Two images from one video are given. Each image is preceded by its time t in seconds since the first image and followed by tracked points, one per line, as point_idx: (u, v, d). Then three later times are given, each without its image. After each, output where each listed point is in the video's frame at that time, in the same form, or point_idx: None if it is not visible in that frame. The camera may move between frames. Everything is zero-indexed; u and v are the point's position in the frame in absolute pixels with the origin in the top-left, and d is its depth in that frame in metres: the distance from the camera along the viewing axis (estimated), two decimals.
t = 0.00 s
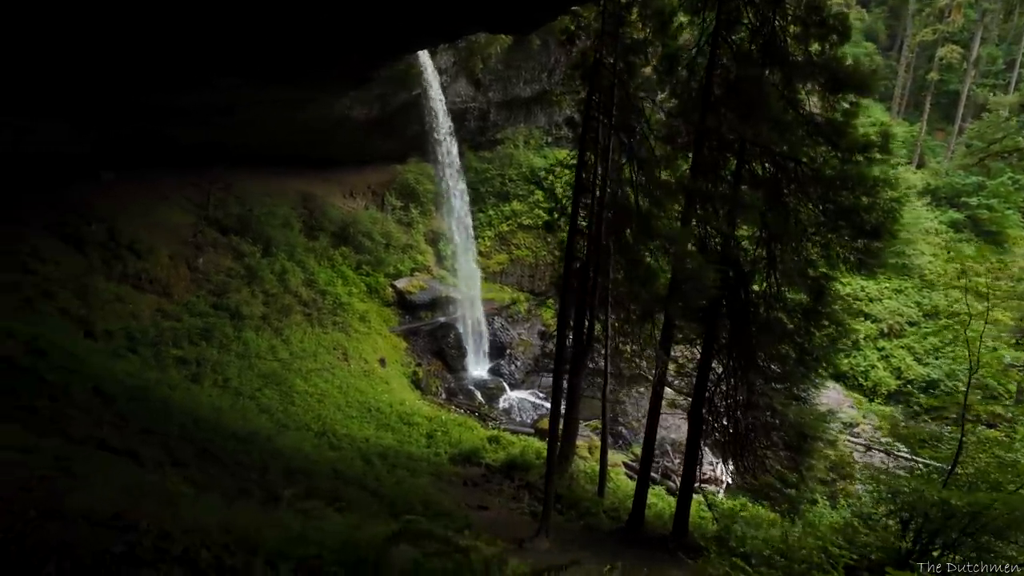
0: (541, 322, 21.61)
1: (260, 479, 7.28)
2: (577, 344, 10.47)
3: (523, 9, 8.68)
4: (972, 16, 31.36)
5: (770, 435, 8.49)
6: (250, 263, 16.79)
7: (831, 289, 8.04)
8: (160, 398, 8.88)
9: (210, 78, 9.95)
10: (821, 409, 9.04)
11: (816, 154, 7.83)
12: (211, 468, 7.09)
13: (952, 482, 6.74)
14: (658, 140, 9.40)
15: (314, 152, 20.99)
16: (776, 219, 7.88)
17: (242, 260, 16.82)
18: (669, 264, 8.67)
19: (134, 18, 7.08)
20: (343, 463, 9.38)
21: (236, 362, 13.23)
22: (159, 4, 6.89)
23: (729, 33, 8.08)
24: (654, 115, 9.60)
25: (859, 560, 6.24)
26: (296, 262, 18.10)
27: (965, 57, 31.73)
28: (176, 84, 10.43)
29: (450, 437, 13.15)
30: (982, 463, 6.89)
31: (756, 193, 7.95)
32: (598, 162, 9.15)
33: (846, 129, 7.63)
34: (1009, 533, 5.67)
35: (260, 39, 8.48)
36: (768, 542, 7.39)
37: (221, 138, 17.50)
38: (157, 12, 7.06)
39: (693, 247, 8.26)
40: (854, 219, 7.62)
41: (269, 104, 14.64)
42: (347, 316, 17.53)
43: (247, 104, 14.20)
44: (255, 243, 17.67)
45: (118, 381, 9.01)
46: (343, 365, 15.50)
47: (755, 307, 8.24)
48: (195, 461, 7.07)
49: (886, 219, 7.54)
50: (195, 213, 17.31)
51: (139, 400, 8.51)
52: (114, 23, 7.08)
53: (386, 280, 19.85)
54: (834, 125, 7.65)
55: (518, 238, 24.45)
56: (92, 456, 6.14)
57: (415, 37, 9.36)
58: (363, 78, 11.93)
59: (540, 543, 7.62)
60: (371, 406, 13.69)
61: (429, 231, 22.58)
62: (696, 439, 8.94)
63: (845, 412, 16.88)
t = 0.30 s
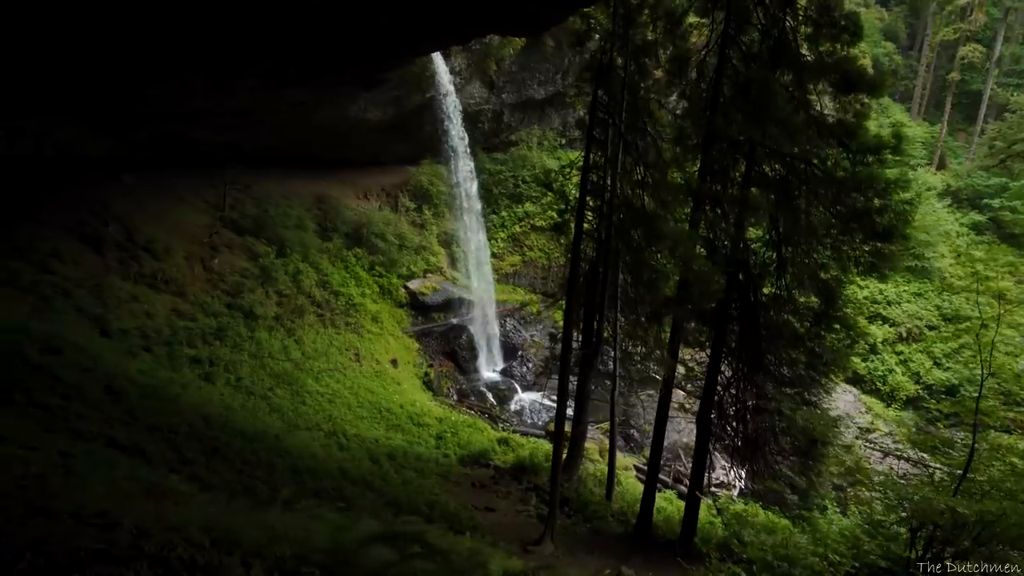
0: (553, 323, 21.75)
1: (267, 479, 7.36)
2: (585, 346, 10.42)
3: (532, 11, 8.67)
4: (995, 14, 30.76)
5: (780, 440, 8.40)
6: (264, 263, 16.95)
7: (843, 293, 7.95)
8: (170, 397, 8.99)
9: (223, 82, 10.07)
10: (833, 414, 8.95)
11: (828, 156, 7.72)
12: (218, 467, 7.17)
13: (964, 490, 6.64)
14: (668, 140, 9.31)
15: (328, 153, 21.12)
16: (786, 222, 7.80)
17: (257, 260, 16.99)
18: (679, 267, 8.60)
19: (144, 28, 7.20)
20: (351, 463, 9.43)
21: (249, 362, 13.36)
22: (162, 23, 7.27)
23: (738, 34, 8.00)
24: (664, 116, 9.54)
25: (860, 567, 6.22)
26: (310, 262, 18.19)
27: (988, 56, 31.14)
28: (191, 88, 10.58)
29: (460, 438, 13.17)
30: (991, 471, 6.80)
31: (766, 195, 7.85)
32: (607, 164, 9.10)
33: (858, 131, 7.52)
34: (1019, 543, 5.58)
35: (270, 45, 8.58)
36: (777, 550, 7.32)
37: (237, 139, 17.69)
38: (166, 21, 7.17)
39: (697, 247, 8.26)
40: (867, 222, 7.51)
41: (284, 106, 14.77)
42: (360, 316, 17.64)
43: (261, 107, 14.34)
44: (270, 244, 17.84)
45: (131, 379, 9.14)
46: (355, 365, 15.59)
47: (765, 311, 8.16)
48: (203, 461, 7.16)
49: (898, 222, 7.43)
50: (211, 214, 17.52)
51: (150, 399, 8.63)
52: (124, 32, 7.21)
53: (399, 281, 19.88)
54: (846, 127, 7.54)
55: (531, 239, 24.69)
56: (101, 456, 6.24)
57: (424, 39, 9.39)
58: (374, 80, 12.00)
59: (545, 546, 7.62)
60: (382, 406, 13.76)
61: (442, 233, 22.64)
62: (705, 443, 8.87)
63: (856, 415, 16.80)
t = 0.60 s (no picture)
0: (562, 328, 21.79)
1: (271, 480, 7.43)
2: (591, 352, 10.40)
3: (538, 19, 8.77)
4: (1014, 18, 30.40)
5: (788, 447, 8.33)
6: (275, 267, 17.10)
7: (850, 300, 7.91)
8: (179, 398, 9.11)
9: (234, 87, 10.23)
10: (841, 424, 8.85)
11: (835, 160, 7.67)
12: (223, 468, 7.26)
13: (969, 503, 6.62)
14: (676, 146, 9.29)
15: (340, 159, 21.29)
16: (794, 228, 7.74)
17: (268, 264, 17.15)
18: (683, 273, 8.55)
19: (152, 36, 7.34)
20: (357, 465, 9.48)
21: (258, 364, 13.46)
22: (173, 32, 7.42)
23: (744, 39, 7.94)
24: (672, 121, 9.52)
25: None
26: (321, 266, 18.33)
27: (1007, 60, 30.75)
28: (202, 93, 10.74)
29: (466, 443, 13.17)
30: (1001, 482, 6.73)
31: (773, 200, 7.79)
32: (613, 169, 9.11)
33: (865, 136, 7.45)
34: None
35: (279, 53, 8.72)
36: (782, 557, 7.19)
37: (250, 144, 17.91)
38: (174, 29, 7.30)
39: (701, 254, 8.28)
40: (875, 228, 7.44)
41: (296, 112, 14.91)
42: (370, 320, 17.72)
43: (274, 113, 14.49)
44: (282, 248, 17.98)
45: (141, 380, 9.27)
46: (364, 369, 15.67)
47: (772, 317, 8.10)
48: (208, 461, 7.27)
49: (907, 228, 7.35)
50: (225, 218, 17.72)
51: (158, 399, 8.74)
52: (133, 39, 7.34)
53: (409, 285, 19.96)
54: (852, 132, 7.47)
55: (541, 245, 24.73)
56: (108, 457, 6.36)
57: (431, 46, 9.49)
58: (383, 85, 12.10)
59: (548, 552, 7.60)
60: (390, 410, 13.79)
61: (453, 238, 22.74)
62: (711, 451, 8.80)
63: (866, 422, 16.82)
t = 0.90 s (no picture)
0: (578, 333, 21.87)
1: (281, 480, 7.52)
2: (603, 356, 10.34)
3: (549, 24, 8.79)
4: None
5: (802, 456, 8.18)
6: (293, 269, 17.28)
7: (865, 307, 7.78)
8: (194, 397, 9.27)
9: (251, 93, 10.41)
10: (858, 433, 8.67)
11: (851, 163, 7.53)
12: (234, 467, 7.36)
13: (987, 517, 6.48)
14: (689, 150, 9.21)
15: (359, 163, 21.51)
16: (808, 232, 7.61)
17: (286, 266, 17.35)
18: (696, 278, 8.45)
19: (168, 42, 7.49)
20: (367, 467, 9.53)
21: (273, 365, 13.61)
22: (189, 39, 7.59)
23: (758, 42, 7.90)
24: (685, 124, 9.45)
25: None
26: (338, 268, 18.50)
27: None
28: (221, 98, 10.95)
29: (478, 446, 13.18)
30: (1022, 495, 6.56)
31: (786, 204, 7.68)
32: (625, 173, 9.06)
33: (882, 139, 7.32)
34: None
35: (294, 59, 8.87)
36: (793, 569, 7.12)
37: (270, 149, 18.17)
38: (186, 42, 7.63)
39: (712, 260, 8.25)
40: (891, 234, 7.30)
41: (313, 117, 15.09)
42: (386, 323, 17.83)
43: (292, 117, 14.68)
44: (300, 250, 18.18)
45: (159, 379, 9.44)
46: (379, 371, 15.77)
47: (786, 323, 7.97)
48: (220, 461, 7.39)
49: (924, 233, 7.19)
50: (245, 220, 17.97)
51: (174, 398, 8.90)
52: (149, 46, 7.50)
53: (425, 288, 20.06)
54: (868, 135, 7.34)
55: (557, 249, 24.86)
56: (122, 455, 6.50)
57: (444, 51, 9.56)
58: (399, 89, 12.19)
59: (554, 557, 7.58)
60: (403, 412, 13.85)
61: (469, 241, 22.82)
62: (722, 458, 8.69)
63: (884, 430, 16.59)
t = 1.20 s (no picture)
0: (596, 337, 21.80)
1: (292, 479, 7.60)
2: (617, 360, 10.26)
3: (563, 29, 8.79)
4: None
5: (817, 465, 8.03)
6: (312, 271, 17.48)
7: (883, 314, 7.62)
8: (211, 395, 9.41)
9: (271, 97, 10.59)
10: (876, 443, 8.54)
11: (870, 167, 7.39)
12: (247, 465, 7.46)
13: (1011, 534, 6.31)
14: (705, 153, 9.11)
15: (378, 167, 21.72)
16: (825, 237, 7.47)
17: (306, 268, 17.56)
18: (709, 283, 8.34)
19: (186, 48, 7.67)
20: (379, 467, 9.57)
21: (291, 365, 13.76)
22: (209, 44, 7.74)
23: (774, 44, 7.81)
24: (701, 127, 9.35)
25: None
26: (356, 271, 18.66)
27: None
28: (241, 102, 11.14)
29: (492, 449, 13.17)
30: None
31: (803, 208, 7.55)
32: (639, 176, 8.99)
33: (902, 141, 7.16)
34: None
35: (312, 63, 8.99)
36: None
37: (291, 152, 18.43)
38: (206, 47, 7.78)
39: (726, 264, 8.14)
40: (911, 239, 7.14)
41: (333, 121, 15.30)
42: (403, 325, 17.94)
43: (313, 121, 14.91)
44: (319, 252, 18.38)
45: (178, 377, 9.61)
46: (395, 373, 15.85)
47: (802, 329, 7.84)
48: (233, 459, 7.49)
49: (945, 239, 7.04)
50: (266, 222, 18.23)
51: (191, 396, 9.04)
52: (168, 52, 7.69)
53: (442, 291, 20.15)
54: (887, 138, 7.20)
55: (576, 253, 24.84)
56: (136, 451, 6.63)
57: (459, 55, 9.62)
58: (416, 93, 12.29)
59: (563, 562, 7.55)
60: (418, 414, 13.90)
61: (487, 245, 22.88)
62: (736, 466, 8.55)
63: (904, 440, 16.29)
